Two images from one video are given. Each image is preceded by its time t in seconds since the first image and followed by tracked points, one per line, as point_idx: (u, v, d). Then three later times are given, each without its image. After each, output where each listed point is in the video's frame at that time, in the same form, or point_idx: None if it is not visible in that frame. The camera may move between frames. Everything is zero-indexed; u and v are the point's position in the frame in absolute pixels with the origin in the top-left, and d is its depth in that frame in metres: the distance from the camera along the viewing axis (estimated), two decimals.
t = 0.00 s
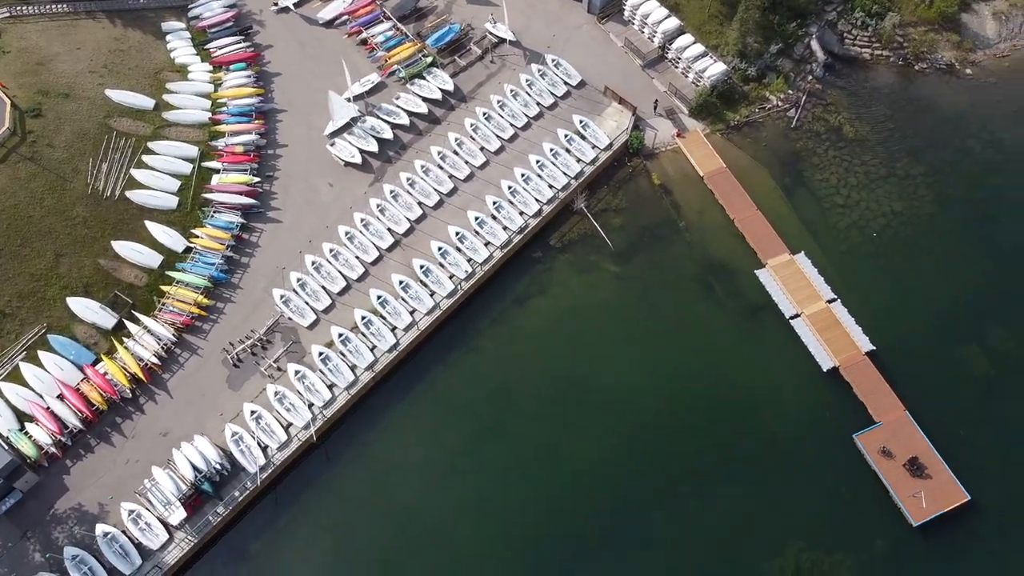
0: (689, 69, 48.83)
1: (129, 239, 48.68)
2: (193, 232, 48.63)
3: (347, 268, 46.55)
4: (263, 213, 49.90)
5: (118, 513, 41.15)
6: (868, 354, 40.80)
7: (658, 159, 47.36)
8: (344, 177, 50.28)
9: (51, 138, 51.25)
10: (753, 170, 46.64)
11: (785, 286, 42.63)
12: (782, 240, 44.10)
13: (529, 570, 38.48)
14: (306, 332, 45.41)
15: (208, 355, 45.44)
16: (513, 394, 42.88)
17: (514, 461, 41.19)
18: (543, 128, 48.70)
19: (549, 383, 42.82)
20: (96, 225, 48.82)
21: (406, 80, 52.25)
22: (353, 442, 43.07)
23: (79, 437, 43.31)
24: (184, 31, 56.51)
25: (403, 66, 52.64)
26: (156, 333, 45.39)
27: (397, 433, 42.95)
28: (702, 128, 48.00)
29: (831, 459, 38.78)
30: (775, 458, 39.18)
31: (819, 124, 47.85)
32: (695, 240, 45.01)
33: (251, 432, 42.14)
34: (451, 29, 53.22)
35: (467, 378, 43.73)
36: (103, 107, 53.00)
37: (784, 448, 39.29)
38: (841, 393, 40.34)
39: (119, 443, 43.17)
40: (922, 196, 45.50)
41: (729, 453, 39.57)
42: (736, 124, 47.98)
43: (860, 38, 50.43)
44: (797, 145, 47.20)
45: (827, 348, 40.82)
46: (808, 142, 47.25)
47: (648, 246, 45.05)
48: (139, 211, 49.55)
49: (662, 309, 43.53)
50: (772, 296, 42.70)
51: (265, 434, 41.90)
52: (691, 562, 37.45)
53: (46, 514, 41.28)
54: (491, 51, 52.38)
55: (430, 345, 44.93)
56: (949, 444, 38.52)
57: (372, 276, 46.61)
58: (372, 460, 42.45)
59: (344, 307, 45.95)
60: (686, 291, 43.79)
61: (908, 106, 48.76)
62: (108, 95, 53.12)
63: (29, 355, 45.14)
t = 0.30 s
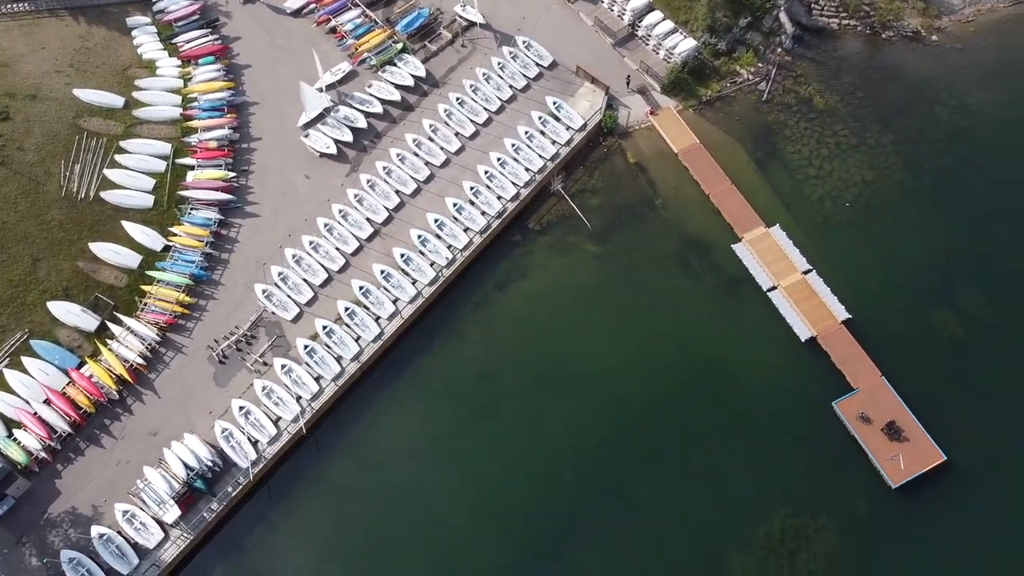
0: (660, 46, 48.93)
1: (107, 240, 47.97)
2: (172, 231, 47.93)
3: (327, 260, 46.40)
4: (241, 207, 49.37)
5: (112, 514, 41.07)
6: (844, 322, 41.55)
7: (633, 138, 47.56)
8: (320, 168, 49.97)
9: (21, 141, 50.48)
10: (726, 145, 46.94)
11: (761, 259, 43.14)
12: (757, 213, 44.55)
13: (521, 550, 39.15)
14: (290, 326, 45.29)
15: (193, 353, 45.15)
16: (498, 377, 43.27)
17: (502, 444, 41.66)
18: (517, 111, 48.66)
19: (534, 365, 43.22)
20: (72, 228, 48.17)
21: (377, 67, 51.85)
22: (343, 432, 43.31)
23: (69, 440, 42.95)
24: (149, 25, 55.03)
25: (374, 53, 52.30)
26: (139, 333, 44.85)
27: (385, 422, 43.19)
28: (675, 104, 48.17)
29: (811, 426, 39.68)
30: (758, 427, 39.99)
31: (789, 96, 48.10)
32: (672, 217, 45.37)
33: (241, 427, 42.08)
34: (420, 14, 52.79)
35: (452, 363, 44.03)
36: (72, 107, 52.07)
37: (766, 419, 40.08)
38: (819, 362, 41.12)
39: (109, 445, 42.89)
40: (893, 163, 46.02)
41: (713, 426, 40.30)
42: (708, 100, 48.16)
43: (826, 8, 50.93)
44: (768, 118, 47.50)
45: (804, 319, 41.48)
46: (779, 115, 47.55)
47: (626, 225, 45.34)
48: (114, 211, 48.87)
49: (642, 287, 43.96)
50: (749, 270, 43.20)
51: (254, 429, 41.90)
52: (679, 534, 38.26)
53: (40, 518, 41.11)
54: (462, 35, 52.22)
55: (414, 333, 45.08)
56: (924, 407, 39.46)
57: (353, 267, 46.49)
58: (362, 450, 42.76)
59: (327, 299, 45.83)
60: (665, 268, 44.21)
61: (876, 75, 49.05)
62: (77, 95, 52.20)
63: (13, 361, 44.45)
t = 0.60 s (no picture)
0: (631, 27, 48.97)
1: (86, 245, 47.07)
2: (150, 233, 47.30)
3: (309, 255, 46.26)
4: (219, 207, 49.04)
5: (108, 518, 40.94)
6: (821, 295, 42.15)
7: (607, 120, 47.75)
8: (296, 163, 49.69)
9: None
10: (700, 123, 47.18)
11: (737, 235, 43.56)
12: (732, 190, 44.96)
13: (516, 533, 39.62)
14: (275, 323, 45.24)
15: (179, 354, 44.92)
16: (485, 364, 43.59)
17: (489, 430, 42.07)
18: (491, 97, 48.67)
19: (519, 351, 43.61)
20: (50, 235, 47.19)
21: (349, 60, 51.52)
22: (332, 426, 43.37)
23: (59, 447, 42.61)
24: (116, 25, 53.69)
25: (345, 44, 51.90)
26: (124, 337, 44.49)
27: (373, 414, 43.33)
28: (648, 85, 48.29)
29: (792, 397, 40.55)
30: (742, 401, 40.73)
31: (760, 72, 48.27)
32: (649, 197, 45.67)
33: (231, 426, 41.97)
34: (389, 2, 52.41)
35: (438, 353, 44.26)
36: (42, 111, 50.75)
37: (748, 392, 40.88)
38: (798, 334, 41.82)
39: (101, 450, 42.69)
40: (863, 135, 46.52)
41: (696, 402, 40.99)
42: (680, 79, 48.30)
43: None
44: (740, 94, 47.74)
45: (782, 292, 42.05)
46: (751, 91, 47.77)
47: (604, 207, 45.61)
48: (91, 216, 47.93)
49: (623, 267, 44.37)
50: (727, 246, 43.63)
51: (245, 427, 41.84)
52: (667, 509, 38.96)
53: (36, 526, 40.86)
54: (432, 23, 52.08)
55: (399, 324, 45.18)
56: (900, 374, 40.37)
57: (335, 261, 46.41)
58: (351, 442, 42.85)
59: (310, 295, 45.75)
60: (645, 248, 44.56)
61: (845, 47, 49.29)
62: (46, 99, 50.85)
63: None
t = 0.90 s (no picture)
0: (600, 14, 49.38)
1: (65, 258, 46.46)
2: (129, 241, 46.63)
3: (290, 257, 45.95)
4: (197, 212, 48.32)
5: (103, 528, 40.83)
6: (798, 272, 42.88)
7: (580, 108, 48.04)
8: (272, 165, 49.29)
9: None
10: (673, 107, 47.61)
11: (713, 218, 44.18)
12: (707, 173, 45.49)
13: (509, 522, 40.08)
14: (260, 326, 44.91)
15: (165, 362, 44.52)
16: (470, 357, 43.88)
17: (477, 421, 42.42)
18: (464, 90, 48.72)
19: (503, 342, 43.92)
20: (27, 249, 46.55)
21: (320, 58, 51.30)
22: (322, 425, 43.46)
23: (50, 461, 42.31)
24: (81, 32, 52.83)
25: (315, 43, 51.61)
26: (109, 348, 43.95)
27: (361, 411, 43.49)
28: (619, 71, 48.62)
29: (773, 374, 41.34)
30: (725, 381, 41.41)
31: (730, 54, 48.59)
32: (625, 184, 46.12)
33: (222, 431, 41.82)
34: None
35: (423, 348, 44.45)
36: (11, 124, 49.94)
37: (730, 371, 41.57)
38: (777, 312, 42.55)
39: (92, 461, 42.39)
40: (833, 113, 47.14)
41: (679, 384, 41.59)
42: (651, 64, 48.70)
43: None
44: (711, 76, 48.11)
45: (759, 273, 42.69)
46: (721, 73, 48.14)
47: (581, 195, 46.00)
48: (69, 228, 47.29)
49: (602, 254, 44.79)
50: (703, 230, 44.31)
51: (235, 431, 41.73)
52: (656, 490, 39.59)
53: (31, 541, 40.65)
54: (402, 17, 52.08)
55: (383, 321, 45.32)
56: (877, 346, 41.25)
57: (316, 261, 46.18)
58: (341, 440, 43.00)
59: (294, 297, 45.51)
60: (623, 234, 45.03)
61: (812, 26, 49.60)
62: (15, 111, 49.98)
63: None
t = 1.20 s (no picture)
0: (564, 6, 49.52)
1: (42, 278, 45.91)
2: (106, 258, 46.07)
3: (269, 265, 45.73)
4: (173, 224, 47.86)
5: (100, 546, 40.78)
6: (772, 253, 43.62)
7: (550, 100, 48.53)
8: (246, 173, 48.97)
9: None
10: (641, 94, 48.09)
11: (687, 204, 44.66)
12: (679, 160, 45.96)
13: (502, 516, 40.43)
14: (243, 336, 44.71)
15: (151, 378, 44.25)
16: (454, 355, 44.11)
17: (465, 418, 42.68)
18: (434, 89, 48.79)
19: (486, 338, 44.18)
20: (3, 271, 45.91)
21: (286, 63, 50.85)
22: (312, 431, 43.54)
23: (41, 482, 41.99)
24: (43, 49, 52.03)
25: (281, 48, 51.20)
26: (93, 366, 43.56)
27: (349, 415, 43.59)
28: (586, 62, 49.04)
29: (753, 354, 42.02)
30: (706, 363, 42.00)
31: (695, 39, 49.06)
32: (598, 174, 46.63)
33: (211, 443, 41.73)
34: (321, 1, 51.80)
35: (408, 348, 44.60)
36: None
37: (711, 353, 42.18)
38: (753, 292, 43.29)
39: (84, 480, 42.18)
40: (800, 94, 47.76)
41: (663, 369, 42.12)
42: (618, 53, 49.11)
43: None
44: (678, 62, 48.60)
45: (734, 256, 43.39)
46: (688, 58, 48.65)
47: (555, 188, 46.51)
48: (44, 247, 46.66)
49: (579, 245, 45.18)
50: (677, 216, 44.85)
51: (225, 442, 41.65)
52: (646, 476, 40.10)
53: (28, 563, 40.49)
54: (367, 17, 51.96)
55: (366, 324, 45.43)
56: (852, 321, 42.05)
57: (296, 268, 46.02)
58: (331, 444, 43.11)
59: (275, 305, 45.34)
60: (599, 224, 45.49)
61: (775, 8, 50.06)
62: None
63: None
